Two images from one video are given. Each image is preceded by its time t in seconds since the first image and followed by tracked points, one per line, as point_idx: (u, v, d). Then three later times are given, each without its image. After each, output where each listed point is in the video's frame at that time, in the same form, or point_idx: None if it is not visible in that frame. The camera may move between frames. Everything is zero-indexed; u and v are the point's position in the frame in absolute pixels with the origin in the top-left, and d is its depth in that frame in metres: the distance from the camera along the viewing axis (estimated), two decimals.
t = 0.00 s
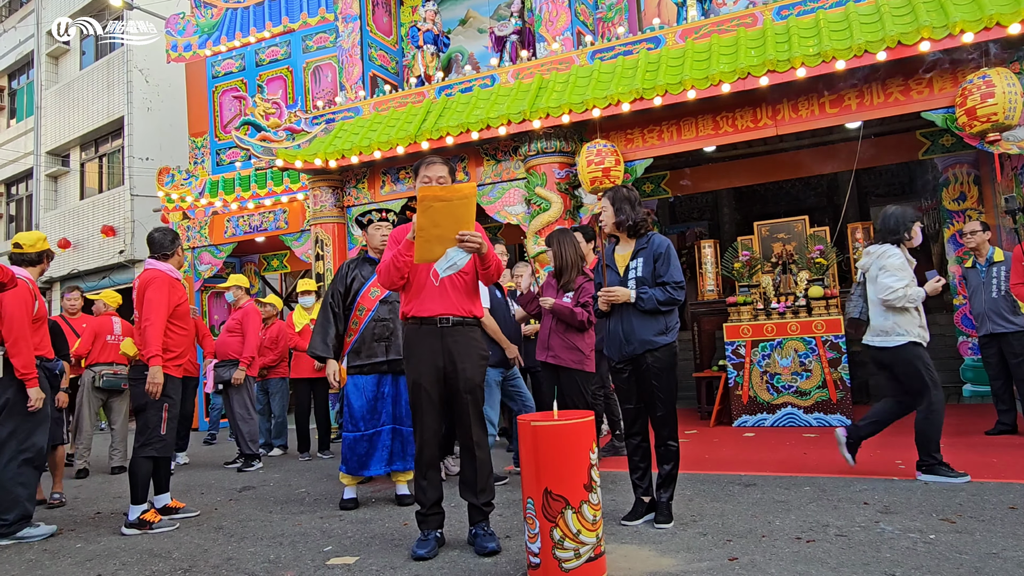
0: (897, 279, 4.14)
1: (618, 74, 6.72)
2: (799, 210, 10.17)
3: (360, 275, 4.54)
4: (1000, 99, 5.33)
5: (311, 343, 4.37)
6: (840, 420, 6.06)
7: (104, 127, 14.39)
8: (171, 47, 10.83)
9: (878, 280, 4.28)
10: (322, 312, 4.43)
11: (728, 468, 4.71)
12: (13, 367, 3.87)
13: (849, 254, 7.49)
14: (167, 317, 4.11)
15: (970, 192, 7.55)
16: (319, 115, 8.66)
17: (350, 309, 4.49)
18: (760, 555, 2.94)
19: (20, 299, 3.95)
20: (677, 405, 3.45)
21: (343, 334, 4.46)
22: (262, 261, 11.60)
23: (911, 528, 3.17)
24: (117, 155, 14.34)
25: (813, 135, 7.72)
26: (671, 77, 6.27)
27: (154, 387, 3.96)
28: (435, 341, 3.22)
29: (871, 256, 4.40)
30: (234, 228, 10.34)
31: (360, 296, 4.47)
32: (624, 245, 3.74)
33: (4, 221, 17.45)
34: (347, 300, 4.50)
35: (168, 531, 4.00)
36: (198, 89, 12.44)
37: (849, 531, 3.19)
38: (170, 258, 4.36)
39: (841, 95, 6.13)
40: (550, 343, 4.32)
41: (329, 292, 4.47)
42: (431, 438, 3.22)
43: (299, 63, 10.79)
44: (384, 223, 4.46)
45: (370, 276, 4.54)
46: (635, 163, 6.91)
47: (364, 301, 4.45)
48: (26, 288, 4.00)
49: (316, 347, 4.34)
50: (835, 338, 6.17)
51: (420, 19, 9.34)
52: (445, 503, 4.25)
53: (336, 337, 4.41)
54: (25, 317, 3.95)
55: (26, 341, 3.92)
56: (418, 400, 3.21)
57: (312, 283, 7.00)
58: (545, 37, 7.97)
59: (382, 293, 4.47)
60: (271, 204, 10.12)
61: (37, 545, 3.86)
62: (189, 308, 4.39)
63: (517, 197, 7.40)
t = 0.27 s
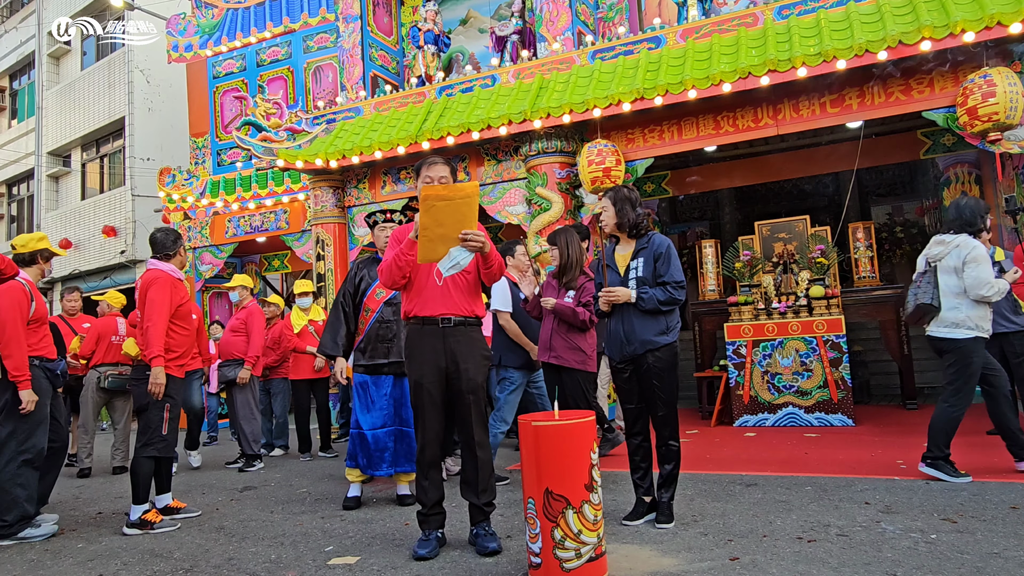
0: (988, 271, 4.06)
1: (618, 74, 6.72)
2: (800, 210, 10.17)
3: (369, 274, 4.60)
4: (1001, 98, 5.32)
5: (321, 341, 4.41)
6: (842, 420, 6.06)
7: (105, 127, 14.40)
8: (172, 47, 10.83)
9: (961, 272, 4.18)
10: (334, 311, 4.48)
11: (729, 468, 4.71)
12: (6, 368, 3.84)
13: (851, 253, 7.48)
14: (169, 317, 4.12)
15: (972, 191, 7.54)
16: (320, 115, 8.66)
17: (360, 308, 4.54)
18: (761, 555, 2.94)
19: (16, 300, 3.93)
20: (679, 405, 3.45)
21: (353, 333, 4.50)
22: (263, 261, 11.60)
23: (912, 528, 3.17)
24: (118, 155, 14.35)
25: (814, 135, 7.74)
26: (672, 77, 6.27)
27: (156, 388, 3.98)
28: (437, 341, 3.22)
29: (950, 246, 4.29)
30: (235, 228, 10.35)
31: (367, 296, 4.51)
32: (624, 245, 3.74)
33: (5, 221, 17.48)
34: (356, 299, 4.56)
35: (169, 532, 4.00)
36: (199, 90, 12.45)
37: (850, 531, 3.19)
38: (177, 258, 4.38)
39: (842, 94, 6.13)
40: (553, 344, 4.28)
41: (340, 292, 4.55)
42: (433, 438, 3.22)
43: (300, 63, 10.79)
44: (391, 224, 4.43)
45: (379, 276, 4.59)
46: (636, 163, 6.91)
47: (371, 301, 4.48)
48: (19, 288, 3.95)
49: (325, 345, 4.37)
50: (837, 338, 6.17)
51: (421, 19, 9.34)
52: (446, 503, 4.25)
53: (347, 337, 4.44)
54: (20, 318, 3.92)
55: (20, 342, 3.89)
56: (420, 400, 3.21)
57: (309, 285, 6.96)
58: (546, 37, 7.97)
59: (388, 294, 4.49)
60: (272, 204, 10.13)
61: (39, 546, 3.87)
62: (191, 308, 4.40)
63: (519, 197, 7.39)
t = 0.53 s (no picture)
0: None
1: (619, 74, 6.72)
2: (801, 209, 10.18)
3: (370, 275, 4.69)
4: (1002, 98, 5.32)
5: (325, 342, 4.59)
6: (842, 419, 6.06)
7: (105, 127, 14.42)
8: (173, 47, 10.88)
9: None
10: (337, 312, 4.61)
11: (729, 468, 4.71)
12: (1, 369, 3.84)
13: (851, 253, 7.48)
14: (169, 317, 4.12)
15: (972, 190, 7.53)
16: (320, 115, 8.66)
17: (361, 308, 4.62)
18: (761, 554, 2.94)
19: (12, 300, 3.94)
20: (679, 405, 3.45)
21: (357, 334, 4.62)
22: (263, 261, 11.61)
23: (913, 527, 3.17)
24: (118, 155, 14.36)
25: (814, 134, 7.75)
26: (672, 76, 6.27)
27: (156, 389, 3.98)
28: (438, 341, 3.22)
29: None
30: (235, 228, 10.35)
31: (369, 296, 4.57)
32: (624, 245, 3.74)
33: (6, 221, 17.49)
34: (359, 299, 4.65)
35: (169, 531, 4.00)
36: (200, 90, 12.46)
37: (851, 530, 3.19)
38: (177, 257, 4.37)
39: (843, 93, 6.12)
40: (555, 344, 4.26)
41: (343, 293, 4.66)
42: (434, 438, 3.22)
43: (300, 63, 10.79)
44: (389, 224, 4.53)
45: (380, 276, 4.68)
46: (637, 162, 6.91)
47: (372, 302, 4.52)
48: (16, 288, 3.97)
49: (330, 346, 4.57)
50: (837, 338, 6.17)
51: (421, 19, 9.34)
52: (447, 502, 4.26)
53: (351, 338, 4.59)
54: (15, 318, 3.92)
55: (15, 343, 3.89)
56: (421, 400, 3.21)
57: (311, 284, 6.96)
58: (546, 37, 7.97)
59: (388, 294, 4.52)
60: (273, 204, 10.13)
61: (40, 545, 3.87)
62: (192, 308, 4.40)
63: (519, 197, 7.39)
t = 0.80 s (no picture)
0: None
1: (619, 74, 6.72)
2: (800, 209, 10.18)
3: (368, 275, 4.69)
4: (1002, 97, 5.32)
5: (325, 345, 4.61)
6: (842, 418, 6.06)
7: (105, 127, 14.41)
8: (172, 48, 10.88)
9: None
10: (335, 314, 4.63)
11: (729, 467, 4.71)
12: (1, 371, 3.86)
13: (851, 252, 7.48)
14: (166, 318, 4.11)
15: (973, 189, 7.53)
16: (320, 115, 8.66)
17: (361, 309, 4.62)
18: (761, 554, 2.94)
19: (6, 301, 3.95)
20: (679, 404, 3.45)
21: (357, 335, 4.64)
22: (263, 261, 11.61)
23: (913, 526, 3.17)
24: (118, 156, 14.35)
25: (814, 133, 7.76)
26: (672, 76, 6.27)
27: (152, 391, 3.95)
28: (437, 341, 3.23)
29: None
30: (235, 228, 10.35)
31: (367, 296, 4.55)
32: (623, 245, 3.74)
33: (6, 222, 17.49)
34: (357, 300, 4.65)
35: (169, 532, 4.00)
36: (200, 90, 12.45)
37: (851, 530, 3.19)
38: (171, 257, 4.29)
39: (843, 93, 6.11)
40: (557, 344, 4.25)
41: (340, 295, 4.66)
42: (433, 438, 3.22)
43: (300, 63, 10.79)
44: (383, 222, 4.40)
45: (377, 276, 4.68)
46: (637, 162, 6.91)
47: (371, 301, 4.51)
48: (13, 290, 3.99)
49: (330, 349, 4.59)
50: (837, 337, 6.16)
51: (421, 19, 9.33)
52: (447, 502, 4.26)
53: (352, 339, 4.61)
54: (12, 319, 3.92)
55: (13, 345, 3.90)
56: (420, 400, 3.22)
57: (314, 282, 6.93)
58: (546, 37, 7.97)
59: (388, 293, 4.51)
60: (273, 204, 10.13)
61: (40, 546, 3.87)
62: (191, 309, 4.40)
63: (519, 197, 7.39)
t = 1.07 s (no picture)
0: None
1: (619, 73, 6.72)
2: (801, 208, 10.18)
3: (363, 276, 4.69)
4: (1002, 96, 5.32)
5: (324, 346, 4.61)
6: (842, 418, 6.06)
7: (105, 127, 14.41)
8: (172, 48, 10.88)
9: None
10: (331, 316, 4.62)
11: (729, 467, 4.71)
12: None
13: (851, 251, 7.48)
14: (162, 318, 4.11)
15: (973, 188, 7.53)
16: (319, 115, 8.66)
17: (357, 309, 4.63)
18: (761, 554, 2.93)
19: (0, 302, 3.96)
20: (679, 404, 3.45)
21: (354, 335, 4.63)
22: (263, 261, 11.60)
23: (913, 526, 3.17)
24: (118, 156, 14.35)
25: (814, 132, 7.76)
26: (671, 75, 6.27)
27: (145, 395, 3.92)
28: (433, 341, 3.23)
29: None
30: (235, 228, 10.35)
31: (364, 297, 4.56)
32: (622, 245, 3.75)
33: (7, 222, 17.50)
34: (353, 301, 4.65)
35: (168, 532, 4.00)
36: (199, 90, 12.45)
37: (851, 530, 3.18)
38: (167, 257, 4.31)
39: (843, 92, 6.11)
40: (558, 343, 4.24)
41: (337, 296, 4.65)
42: (432, 438, 3.22)
43: (300, 63, 10.78)
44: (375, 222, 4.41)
45: (373, 276, 4.68)
46: (637, 161, 6.90)
47: (368, 301, 4.51)
48: (10, 292, 4.00)
49: (328, 350, 4.57)
50: (837, 337, 6.16)
51: (421, 19, 9.33)
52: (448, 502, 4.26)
53: (347, 338, 4.61)
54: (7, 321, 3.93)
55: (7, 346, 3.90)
56: (418, 399, 3.23)
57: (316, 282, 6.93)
58: (545, 37, 7.97)
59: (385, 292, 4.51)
60: (273, 204, 10.13)
61: (39, 546, 3.87)
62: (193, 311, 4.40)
63: (519, 197, 7.38)
